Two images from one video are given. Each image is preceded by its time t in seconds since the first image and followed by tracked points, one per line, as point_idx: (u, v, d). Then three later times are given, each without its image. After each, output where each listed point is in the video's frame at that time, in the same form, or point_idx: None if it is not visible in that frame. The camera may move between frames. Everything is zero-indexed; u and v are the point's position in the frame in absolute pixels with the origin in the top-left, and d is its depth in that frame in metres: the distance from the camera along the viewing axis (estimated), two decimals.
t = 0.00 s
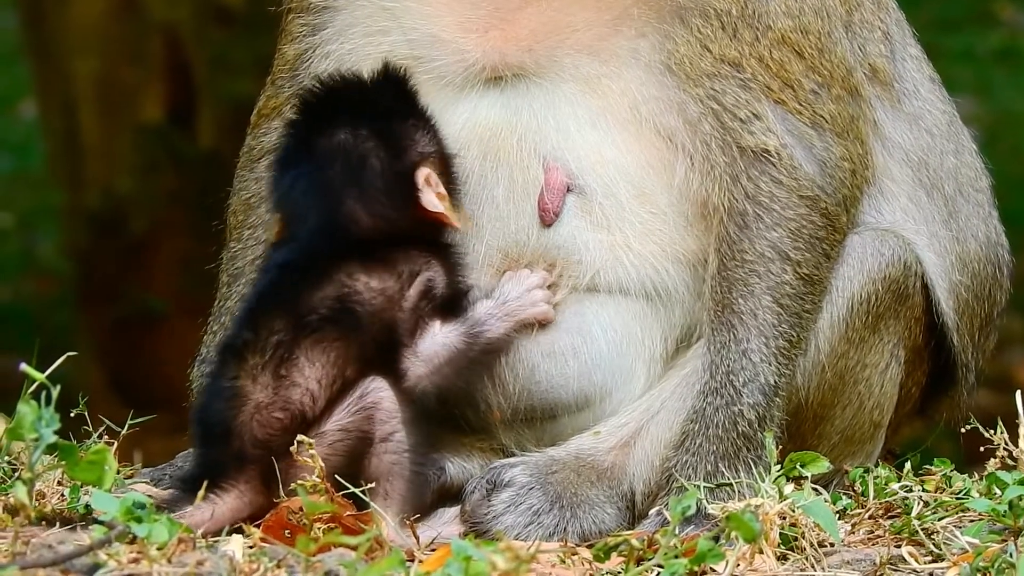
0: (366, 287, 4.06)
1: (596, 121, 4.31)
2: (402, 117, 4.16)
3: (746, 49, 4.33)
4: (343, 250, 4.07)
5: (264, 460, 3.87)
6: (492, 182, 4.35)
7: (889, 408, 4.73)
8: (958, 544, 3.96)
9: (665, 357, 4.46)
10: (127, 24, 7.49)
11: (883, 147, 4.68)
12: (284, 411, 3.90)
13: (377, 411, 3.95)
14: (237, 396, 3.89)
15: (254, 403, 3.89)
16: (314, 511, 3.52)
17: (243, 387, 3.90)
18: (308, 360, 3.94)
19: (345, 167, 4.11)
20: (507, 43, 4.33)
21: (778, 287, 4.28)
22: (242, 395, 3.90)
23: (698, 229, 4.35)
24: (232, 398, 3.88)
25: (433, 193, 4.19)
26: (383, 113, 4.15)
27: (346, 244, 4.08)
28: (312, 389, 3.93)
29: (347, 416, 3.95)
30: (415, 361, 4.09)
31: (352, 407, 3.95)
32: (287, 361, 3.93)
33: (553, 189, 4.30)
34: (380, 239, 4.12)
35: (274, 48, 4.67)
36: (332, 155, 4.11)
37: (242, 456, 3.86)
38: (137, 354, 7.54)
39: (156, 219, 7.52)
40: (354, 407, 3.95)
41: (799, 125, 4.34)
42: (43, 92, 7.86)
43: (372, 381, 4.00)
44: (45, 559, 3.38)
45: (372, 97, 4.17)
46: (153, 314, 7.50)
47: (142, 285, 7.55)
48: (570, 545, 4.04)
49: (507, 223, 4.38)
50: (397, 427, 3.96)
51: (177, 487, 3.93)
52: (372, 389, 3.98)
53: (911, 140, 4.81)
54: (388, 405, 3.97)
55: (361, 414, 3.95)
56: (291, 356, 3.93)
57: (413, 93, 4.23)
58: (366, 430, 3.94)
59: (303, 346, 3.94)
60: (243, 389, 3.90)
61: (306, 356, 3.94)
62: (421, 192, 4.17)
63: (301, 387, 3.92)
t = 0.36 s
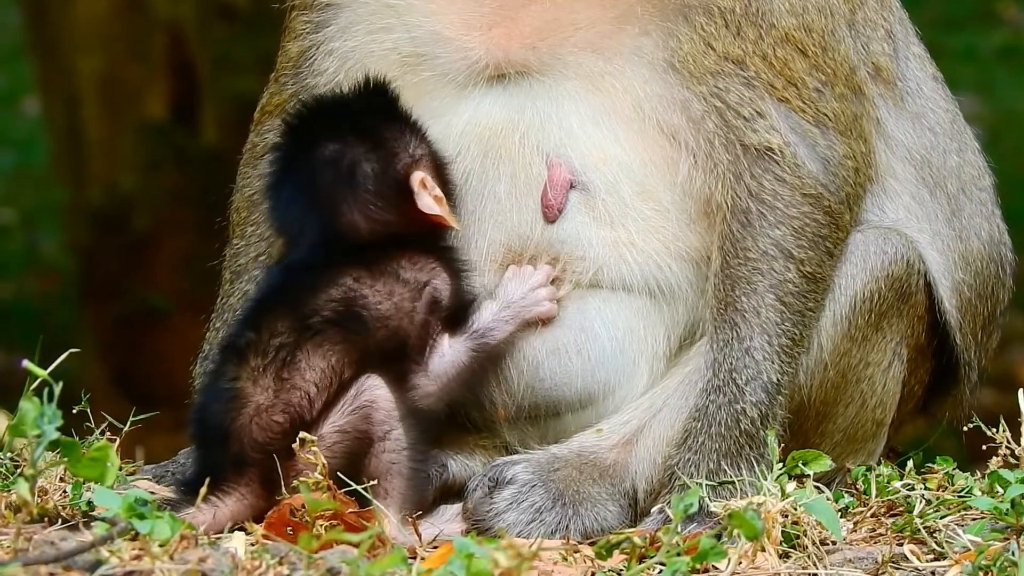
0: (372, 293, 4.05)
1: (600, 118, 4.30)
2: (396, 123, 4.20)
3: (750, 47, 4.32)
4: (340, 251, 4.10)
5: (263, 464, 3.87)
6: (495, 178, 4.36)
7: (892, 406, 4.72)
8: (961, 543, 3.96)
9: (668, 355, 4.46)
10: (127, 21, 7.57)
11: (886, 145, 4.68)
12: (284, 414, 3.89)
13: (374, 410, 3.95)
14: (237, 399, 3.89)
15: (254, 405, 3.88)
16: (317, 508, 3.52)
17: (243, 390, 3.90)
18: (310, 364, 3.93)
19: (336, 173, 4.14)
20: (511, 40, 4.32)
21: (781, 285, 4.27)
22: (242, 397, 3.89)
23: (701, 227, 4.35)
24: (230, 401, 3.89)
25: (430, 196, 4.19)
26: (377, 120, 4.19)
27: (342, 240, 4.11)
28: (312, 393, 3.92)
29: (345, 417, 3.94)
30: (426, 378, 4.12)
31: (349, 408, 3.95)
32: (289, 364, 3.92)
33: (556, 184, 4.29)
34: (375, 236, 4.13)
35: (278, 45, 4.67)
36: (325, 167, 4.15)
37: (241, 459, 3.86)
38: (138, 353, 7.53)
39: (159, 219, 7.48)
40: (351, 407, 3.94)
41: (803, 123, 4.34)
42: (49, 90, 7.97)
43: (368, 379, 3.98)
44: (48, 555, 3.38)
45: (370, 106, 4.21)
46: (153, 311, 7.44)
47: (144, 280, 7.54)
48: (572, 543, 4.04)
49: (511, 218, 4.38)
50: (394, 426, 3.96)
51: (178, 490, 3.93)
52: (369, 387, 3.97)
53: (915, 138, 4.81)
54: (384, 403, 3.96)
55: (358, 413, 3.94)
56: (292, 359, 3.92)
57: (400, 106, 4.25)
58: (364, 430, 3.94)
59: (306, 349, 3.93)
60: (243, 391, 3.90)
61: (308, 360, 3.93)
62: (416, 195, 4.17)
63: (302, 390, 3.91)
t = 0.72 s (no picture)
0: (370, 295, 4.08)
1: (603, 116, 4.30)
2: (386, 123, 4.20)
3: (753, 46, 4.32)
4: (339, 249, 4.09)
5: (266, 461, 3.86)
6: (498, 176, 4.36)
7: (895, 404, 4.72)
8: (964, 541, 3.97)
9: (671, 353, 4.46)
10: (129, 20, 7.58)
11: (889, 144, 4.68)
12: (286, 412, 3.91)
13: (377, 408, 3.96)
14: (239, 396, 3.90)
15: (256, 403, 3.90)
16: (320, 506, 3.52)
17: (245, 388, 3.91)
18: (311, 362, 3.94)
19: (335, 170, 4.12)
20: (513, 39, 4.32)
21: (784, 283, 4.27)
22: (244, 395, 3.90)
23: (703, 225, 4.35)
24: (232, 399, 3.89)
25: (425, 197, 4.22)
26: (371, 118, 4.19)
27: (340, 240, 4.09)
28: (314, 390, 3.94)
29: (347, 416, 3.95)
30: (430, 375, 4.13)
31: (352, 407, 3.96)
32: (291, 362, 3.94)
33: (559, 183, 4.30)
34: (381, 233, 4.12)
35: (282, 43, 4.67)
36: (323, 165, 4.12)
37: (243, 457, 3.86)
38: (139, 353, 7.56)
39: (161, 216, 7.48)
40: (353, 406, 3.95)
41: (806, 121, 4.34)
42: (52, 88, 7.95)
43: (371, 378, 4.00)
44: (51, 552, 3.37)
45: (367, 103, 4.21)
46: (157, 310, 7.46)
47: (145, 279, 7.53)
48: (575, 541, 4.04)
49: (514, 215, 4.38)
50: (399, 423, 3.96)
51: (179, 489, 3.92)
52: (371, 387, 3.98)
53: (917, 137, 4.81)
54: (387, 402, 3.97)
55: (361, 412, 3.95)
56: (293, 357, 3.94)
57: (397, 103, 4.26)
58: (366, 428, 3.95)
59: (307, 348, 3.95)
60: (245, 389, 3.91)
61: (309, 357, 3.95)
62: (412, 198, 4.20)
63: (304, 388, 3.93)
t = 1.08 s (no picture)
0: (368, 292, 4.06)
1: (605, 117, 4.30)
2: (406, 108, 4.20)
3: (756, 45, 4.32)
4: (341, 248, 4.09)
5: (276, 457, 3.87)
6: (499, 178, 4.36)
7: (897, 404, 4.72)
8: (967, 541, 3.96)
9: (673, 353, 4.45)
10: (132, 20, 7.53)
11: (891, 145, 4.68)
12: (296, 407, 3.92)
13: (389, 407, 3.96)
14: (247, 393, 3.91)
15: (265, 399, 3.90)
16: (323, 507, 3.53)
17: (253, 384, 3.92)
18: (320, 359, 3.96)
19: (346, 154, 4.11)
20: (516, 39, 4.33)
21: (786, 283, 4.27)
22: (252, 392, 3.91)
23: (705, 225, 4.34)
24: (241, 396, 3.90)
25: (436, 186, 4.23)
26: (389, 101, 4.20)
27: (346, 230, 4.10)
28: (324, 386, 3.95)
29: (360, 414, 3.95)
30: (423, 369, 4.13)
31: (365, 405, 3.96)
32: (299, 358, 3.94)
33: (559, 184, 4.30)
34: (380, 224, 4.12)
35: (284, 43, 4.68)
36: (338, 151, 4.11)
37: (252, 453, 3.87)
38: (144, 353, 7.55)
39: (166, 213, 7.53)
40: (365, 404, 3.96)
41: (808, 122, 4.34)
42: (52, 87, 7.90)
43: (382, 378, 4.00)
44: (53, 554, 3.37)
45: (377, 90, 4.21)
46: (160, 309, 7.49)
47: (150, 281, 7.54)
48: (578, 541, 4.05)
49: (513, 215, 4.37)
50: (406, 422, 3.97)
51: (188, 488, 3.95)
52: (382, 386, 3.98)
53: (919, 137, 4.81)
54: (399, 402, 3.97)
55: (373, 410, 3.95)
56: (302, 354, 3.95)
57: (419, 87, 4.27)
58: (377, 427, 3.95)
59: (316, 345, 3.96)
60: (253, 386, 3.91)
61: (318, 354, 3.96)
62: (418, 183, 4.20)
63: (314, 384, 3.94)
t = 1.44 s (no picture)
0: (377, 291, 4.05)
1: (607, 119, 4.29)
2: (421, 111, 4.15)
3: (762, 47, 4.33)
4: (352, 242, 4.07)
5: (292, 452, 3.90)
6: (499, 183, 4.35)
7: (897, 406, 4.72)
8: (965, 543, 3.97)
9: (672, 356, 4.45)
10: (133, 21, 7.52)
11: (894, 147, 4.67)
12: (318, 401, 3.94)
13: (411, 413, 3.99)
14: (268, 384, 3.91)
15: (287, 391, 3.92)
16: (323, 509, 3.52)
17: (274, 375, 3.92)
18: (344, 356, 3.98)
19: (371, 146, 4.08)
20: (527, 32, 4.31)
21: (787, 285, 4.27)
22: (273, 382, 3.92)
23: (707, 227, 4.34)
24: (263, 386, 3.90)
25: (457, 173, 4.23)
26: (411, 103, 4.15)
27: (368, 229, 4.08)
28: (347, 383, 3.98)
29: (383, 415, 3.97)
30: (435, 351, 4.10)
31: (388, 407, 3.98)
32: (322, 353, 3.96)
33: (560, 186, 4.30)
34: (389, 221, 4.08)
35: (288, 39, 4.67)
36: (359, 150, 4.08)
37: (272, 446, 3.88)
38: (144, 351, 7.55)
39: (167, 211, 7.53)
40: (389, 405, 3.98)
41: (810, 124, 4.34)
42: (52, 85, 7.88)
43: (405, 382, 4.03)
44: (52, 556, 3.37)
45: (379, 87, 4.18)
46: (159, 311, 7.50)
47: (150, 279, 7.56)
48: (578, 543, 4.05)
49: (514, 224, 4.37)
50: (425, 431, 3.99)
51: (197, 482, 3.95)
52: (408, 391, 4.01)
53: (923, 138, 4.81)
54: (422, 409, 4.00)
55: (395, 414, 3.97)
56: (327, 349, 3.97)
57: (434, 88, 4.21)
58: (397, 431, 3.97)
59: (341, 341, 3.98)
60: (275, 377, 3.92)
61: (342, 351, 3.98)
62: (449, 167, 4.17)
63: (337, 381, 3.97)
